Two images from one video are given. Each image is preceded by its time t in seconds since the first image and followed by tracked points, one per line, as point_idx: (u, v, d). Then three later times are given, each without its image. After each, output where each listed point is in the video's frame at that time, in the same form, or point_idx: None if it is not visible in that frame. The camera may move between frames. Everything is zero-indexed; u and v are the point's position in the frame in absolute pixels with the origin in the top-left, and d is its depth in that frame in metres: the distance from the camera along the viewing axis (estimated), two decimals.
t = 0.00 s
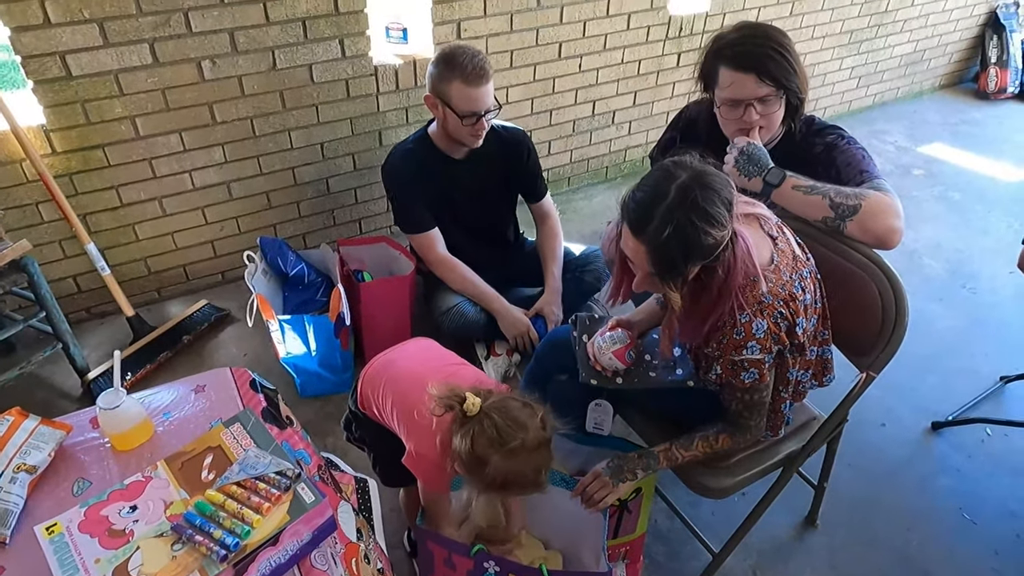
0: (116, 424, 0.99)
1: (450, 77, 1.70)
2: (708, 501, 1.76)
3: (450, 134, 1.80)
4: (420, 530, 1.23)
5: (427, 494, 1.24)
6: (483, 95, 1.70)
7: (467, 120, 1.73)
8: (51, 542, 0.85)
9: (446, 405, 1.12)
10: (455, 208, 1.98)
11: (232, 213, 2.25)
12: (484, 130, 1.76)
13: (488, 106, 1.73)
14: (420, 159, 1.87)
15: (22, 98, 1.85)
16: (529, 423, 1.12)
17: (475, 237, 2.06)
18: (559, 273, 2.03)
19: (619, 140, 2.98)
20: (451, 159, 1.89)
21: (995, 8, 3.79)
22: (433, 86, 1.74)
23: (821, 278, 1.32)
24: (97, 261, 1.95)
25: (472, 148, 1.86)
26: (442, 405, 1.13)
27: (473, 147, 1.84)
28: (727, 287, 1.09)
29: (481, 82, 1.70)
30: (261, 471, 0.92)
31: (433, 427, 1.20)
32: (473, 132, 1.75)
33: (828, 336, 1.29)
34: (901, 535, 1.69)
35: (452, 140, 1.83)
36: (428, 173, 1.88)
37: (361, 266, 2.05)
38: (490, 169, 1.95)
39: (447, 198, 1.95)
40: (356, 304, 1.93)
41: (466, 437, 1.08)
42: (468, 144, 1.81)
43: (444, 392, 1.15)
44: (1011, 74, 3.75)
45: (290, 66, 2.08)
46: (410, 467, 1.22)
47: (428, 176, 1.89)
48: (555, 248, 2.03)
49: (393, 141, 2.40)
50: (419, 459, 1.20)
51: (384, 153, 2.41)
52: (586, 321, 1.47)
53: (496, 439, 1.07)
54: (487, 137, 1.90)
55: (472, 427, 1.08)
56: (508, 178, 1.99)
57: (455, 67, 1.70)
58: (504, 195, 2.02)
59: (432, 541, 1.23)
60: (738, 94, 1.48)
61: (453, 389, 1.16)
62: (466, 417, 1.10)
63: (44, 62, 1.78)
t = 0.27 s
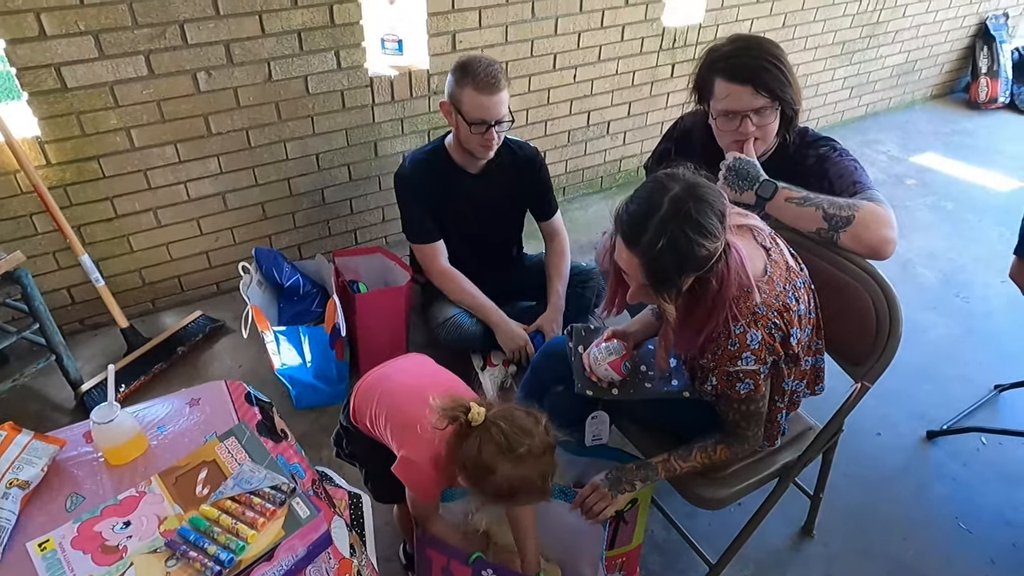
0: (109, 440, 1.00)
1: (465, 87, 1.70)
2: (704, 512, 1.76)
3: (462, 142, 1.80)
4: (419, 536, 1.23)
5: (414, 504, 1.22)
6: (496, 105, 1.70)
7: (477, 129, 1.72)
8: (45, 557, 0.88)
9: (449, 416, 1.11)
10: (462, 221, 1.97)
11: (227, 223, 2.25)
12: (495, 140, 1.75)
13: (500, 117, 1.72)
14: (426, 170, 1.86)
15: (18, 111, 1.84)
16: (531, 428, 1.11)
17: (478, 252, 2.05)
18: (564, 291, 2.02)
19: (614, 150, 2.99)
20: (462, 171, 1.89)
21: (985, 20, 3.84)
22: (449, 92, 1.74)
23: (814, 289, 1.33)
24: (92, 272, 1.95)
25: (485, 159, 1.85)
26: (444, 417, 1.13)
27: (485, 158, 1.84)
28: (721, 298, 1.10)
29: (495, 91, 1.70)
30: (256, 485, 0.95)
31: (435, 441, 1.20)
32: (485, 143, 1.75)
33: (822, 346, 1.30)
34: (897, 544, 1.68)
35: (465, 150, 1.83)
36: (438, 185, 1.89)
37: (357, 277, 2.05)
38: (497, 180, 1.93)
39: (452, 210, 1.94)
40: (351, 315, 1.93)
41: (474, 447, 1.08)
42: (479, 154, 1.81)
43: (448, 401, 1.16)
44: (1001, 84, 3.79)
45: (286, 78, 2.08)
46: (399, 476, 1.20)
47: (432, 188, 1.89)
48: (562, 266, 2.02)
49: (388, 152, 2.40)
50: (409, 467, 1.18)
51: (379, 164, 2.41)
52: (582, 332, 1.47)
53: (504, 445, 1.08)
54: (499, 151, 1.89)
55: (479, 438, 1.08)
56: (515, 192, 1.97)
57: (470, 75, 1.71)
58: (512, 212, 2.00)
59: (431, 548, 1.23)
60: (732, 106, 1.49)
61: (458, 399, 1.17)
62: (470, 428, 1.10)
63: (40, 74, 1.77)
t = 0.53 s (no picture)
0: (103, 450, 1.00)
1: (489, 102, 1.70)
2: (702, 519, 1.75)
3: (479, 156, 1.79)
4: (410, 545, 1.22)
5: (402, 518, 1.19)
6: (519, 123, 1.70)
7: (495, 144, 1.72)
8: (39, 568, 0.88)
9: (451, 429, 1.13)
10: (473, 234, 1.95)
11: (224, 231, 2.25)
12: (511, 158, 1.74)
13: (520, 135, 1.72)
14: (442, 182, 1.84)
15: (15, 120, 1.84)
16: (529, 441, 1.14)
17: (480, 264, 2.03)
18: (563, 299, 2.02)
19: (611, 158, 3.00)
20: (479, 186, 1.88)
21: (978, 28, 3.87)
22: (474, 106, 1.74)
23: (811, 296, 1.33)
24: (88, 280, 1.94)
25: (500, 176, 1.84)
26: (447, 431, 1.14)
27: (502, 176, 1.84)
28: (717, 306, 1.10)
29: (518, 109, 1.69)
30: (252, 494, 0.96)
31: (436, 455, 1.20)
32: (502, 161, 1.75)
33: (818, 352, 1.30)
34: (894, 551, 1.68)
35: (481, 164, 1.82)
36: (456, 197, 1.87)
37: (353, 284, 2.04)
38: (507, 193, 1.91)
39: (463, 223, 1.93)
40: (347, 322, 1.93)
41: (475, 459, 1.09)
42: (495, 170, 1.80)
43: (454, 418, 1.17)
44: (994, 91, 3.81)
45: (283, 86, 2.09)
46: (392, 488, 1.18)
47: (445, 201, 1.86)
48: (562, 276, 2.03)
49: (385, 160, 2.41)
50: (405, 479, 1.16)
51: (376, 172, 2.42)
52: (578, 339, 1.48)
53: (505, 453, 1.09)
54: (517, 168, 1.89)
55: (480, 450, 1.09)
56: (524, 204, 1.95)
57: (495, 90, 1.71)
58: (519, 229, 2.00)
59: (424, 556, 1.21)
60: (726, 114, 1.50)
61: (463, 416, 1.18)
62: (471, 441, 1.11)
63: (36, 82, 1.78)
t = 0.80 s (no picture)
0: (101, 455, 1.00)
1: (504, 113, 1.70)
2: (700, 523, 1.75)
3: (489, 166, 1.79)
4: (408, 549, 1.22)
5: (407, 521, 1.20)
6: (533, 135, 1.70)
7: (505, 155, 1.72)
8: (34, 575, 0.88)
9: (467, 435, 1.14)
10: (478, 242, 1.94)
11: (222, 237, 2.25)
12: (521, 169, 1.74)
13: (531, 147, 1.71)
14: (452, 189, 1.84)
15: (14, 127, 1.85)
16: (539, 459, 1.15)
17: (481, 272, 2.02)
18: (560, 304, 2.02)
19: (608, 163, 3.01)
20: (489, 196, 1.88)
21: (973, 34, 3.89)
22: (487, 117, 1.75)
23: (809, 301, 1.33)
24: (85, 286, 1.94)
25: (510, 188, 1.84)
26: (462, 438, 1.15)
27: (512, 188, 1.83)
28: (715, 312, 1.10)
29: (530, 121, 1.69)
30: (249, 500, 0.96)
31: (444, 460, 1.20)
32: (513, 172, 1.74)
33: (816, 358, 1.30)
34: (892, 556, 1.68)
35: (492, 175, 1.82)
36: (464, 206, 1.86)
37: (352, 290, 2.04)
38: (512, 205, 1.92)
39: (470, 232, 1.91)
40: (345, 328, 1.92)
41: (487, 468, 1.09)
42: (504, 181, 1.79)
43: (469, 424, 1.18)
44: (990, 97, 3.83)
45: (281, 92, 2.09)
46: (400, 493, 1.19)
47: (453, 210, 1.85)
48: (558, 283, 2.02)
49: (383, 165, 2.41)
50: (414, 484, 1.17)
51: (374, 177, 2.42)
52: (576, 345, 1.47)
53: (517, 468, 1.09)
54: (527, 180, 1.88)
55: (493, 462, 1.09)
56: (526, 211, 1.94)
57: (509, 102, 1.71)
58: (521, 238, 1.99)
59: (426, 555, 1.21)
60: (723, 120, 1.50)
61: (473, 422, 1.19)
62: (485, 450, 1.11)
63: (34, 88, 1.78)
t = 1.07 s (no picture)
0: (100, 458, 1.00)
1: (504, 115, 1.70)
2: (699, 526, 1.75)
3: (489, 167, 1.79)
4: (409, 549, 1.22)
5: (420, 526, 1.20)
6: (533, 137, 1.70)
7: (505, 156, 1.72)
8: None
9: (478, 434, 1.13)
10: (478, 244, 1.94)
11: (221, 239, 2.25)
12: (520, 171, 1.74)
13: (532, 149, 1.71)
14: (453, 190, 1.84)
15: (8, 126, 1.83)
16: (547, 462, 1.15)
17: (480, 273, 2.03)
18: (558, 306, 2.02)
19: (607, 166, 3.01)
20: (489, 198, 1.88)
21: (971, 38, 3.90)
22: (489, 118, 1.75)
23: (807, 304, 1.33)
24: (84, 288, 1.94)
25: (509, 190, 1.84)
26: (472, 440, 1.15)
27: (511, 190, 1.84)
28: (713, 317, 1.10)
29: (531, 123, 1.69)
30: (248, 503, 0.96)
31: (452, 463, 1.20)
32: (513, 174, 1.75)
33: (814, 361, 1.29)
34: (891, 559, 1.68)
35: (491, 176, 1.82)
36: (464, 207, 1.86)
37: (350, 292, 2.04)
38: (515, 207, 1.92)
39: (469, 233, 1.91)
40: (344, 330, 1.92)
41: (496, 469, 1.09)
42: (504, 183, 1.80)
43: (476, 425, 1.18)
44: (988, 100, 3.84)
45: (280, 94, 2.09)
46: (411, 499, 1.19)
47: (455, 212, 1.85)
48: (557, 284, 2.03)
49: (382, 168, 2.42)
50: (424, 490, 1.17)
51: (373, 180, 2.42)
52: (576, 348, 1.47)
53: (525, 471, 1.09)
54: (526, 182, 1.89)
55: (502, 464, 1.09)
56: (525, 213, 1.95)
57: (510, 103, 1.71)
58: (521, 240, 1.99)
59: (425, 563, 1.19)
60: (723, 122, 1.50)
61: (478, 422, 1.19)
62: (495, 451, 1.11)
63: (34, 90, 1.78)
